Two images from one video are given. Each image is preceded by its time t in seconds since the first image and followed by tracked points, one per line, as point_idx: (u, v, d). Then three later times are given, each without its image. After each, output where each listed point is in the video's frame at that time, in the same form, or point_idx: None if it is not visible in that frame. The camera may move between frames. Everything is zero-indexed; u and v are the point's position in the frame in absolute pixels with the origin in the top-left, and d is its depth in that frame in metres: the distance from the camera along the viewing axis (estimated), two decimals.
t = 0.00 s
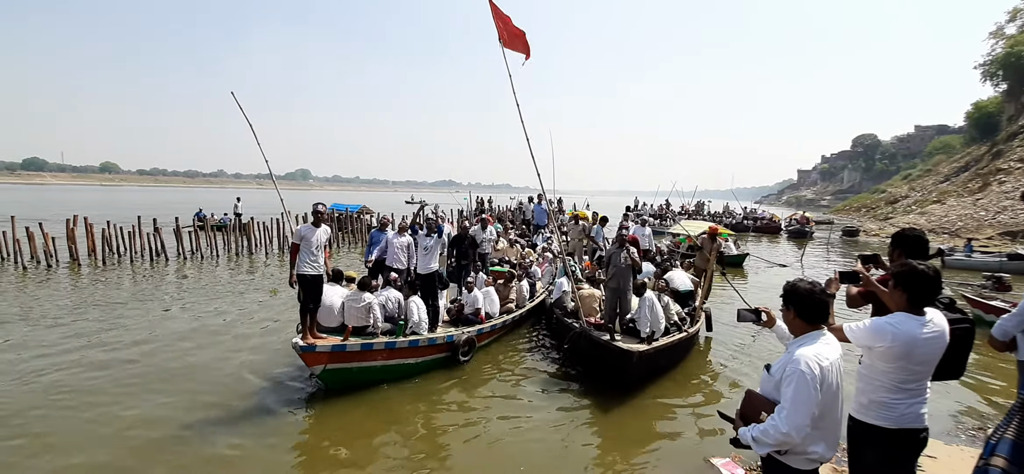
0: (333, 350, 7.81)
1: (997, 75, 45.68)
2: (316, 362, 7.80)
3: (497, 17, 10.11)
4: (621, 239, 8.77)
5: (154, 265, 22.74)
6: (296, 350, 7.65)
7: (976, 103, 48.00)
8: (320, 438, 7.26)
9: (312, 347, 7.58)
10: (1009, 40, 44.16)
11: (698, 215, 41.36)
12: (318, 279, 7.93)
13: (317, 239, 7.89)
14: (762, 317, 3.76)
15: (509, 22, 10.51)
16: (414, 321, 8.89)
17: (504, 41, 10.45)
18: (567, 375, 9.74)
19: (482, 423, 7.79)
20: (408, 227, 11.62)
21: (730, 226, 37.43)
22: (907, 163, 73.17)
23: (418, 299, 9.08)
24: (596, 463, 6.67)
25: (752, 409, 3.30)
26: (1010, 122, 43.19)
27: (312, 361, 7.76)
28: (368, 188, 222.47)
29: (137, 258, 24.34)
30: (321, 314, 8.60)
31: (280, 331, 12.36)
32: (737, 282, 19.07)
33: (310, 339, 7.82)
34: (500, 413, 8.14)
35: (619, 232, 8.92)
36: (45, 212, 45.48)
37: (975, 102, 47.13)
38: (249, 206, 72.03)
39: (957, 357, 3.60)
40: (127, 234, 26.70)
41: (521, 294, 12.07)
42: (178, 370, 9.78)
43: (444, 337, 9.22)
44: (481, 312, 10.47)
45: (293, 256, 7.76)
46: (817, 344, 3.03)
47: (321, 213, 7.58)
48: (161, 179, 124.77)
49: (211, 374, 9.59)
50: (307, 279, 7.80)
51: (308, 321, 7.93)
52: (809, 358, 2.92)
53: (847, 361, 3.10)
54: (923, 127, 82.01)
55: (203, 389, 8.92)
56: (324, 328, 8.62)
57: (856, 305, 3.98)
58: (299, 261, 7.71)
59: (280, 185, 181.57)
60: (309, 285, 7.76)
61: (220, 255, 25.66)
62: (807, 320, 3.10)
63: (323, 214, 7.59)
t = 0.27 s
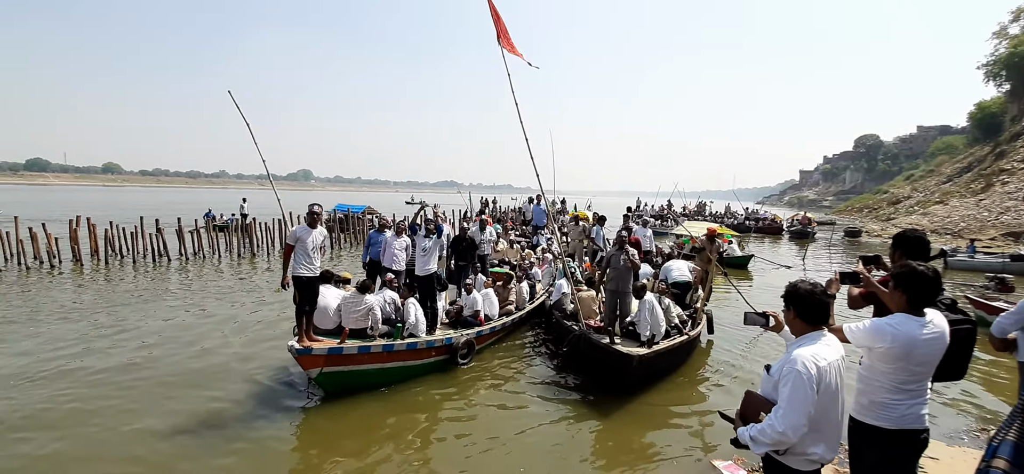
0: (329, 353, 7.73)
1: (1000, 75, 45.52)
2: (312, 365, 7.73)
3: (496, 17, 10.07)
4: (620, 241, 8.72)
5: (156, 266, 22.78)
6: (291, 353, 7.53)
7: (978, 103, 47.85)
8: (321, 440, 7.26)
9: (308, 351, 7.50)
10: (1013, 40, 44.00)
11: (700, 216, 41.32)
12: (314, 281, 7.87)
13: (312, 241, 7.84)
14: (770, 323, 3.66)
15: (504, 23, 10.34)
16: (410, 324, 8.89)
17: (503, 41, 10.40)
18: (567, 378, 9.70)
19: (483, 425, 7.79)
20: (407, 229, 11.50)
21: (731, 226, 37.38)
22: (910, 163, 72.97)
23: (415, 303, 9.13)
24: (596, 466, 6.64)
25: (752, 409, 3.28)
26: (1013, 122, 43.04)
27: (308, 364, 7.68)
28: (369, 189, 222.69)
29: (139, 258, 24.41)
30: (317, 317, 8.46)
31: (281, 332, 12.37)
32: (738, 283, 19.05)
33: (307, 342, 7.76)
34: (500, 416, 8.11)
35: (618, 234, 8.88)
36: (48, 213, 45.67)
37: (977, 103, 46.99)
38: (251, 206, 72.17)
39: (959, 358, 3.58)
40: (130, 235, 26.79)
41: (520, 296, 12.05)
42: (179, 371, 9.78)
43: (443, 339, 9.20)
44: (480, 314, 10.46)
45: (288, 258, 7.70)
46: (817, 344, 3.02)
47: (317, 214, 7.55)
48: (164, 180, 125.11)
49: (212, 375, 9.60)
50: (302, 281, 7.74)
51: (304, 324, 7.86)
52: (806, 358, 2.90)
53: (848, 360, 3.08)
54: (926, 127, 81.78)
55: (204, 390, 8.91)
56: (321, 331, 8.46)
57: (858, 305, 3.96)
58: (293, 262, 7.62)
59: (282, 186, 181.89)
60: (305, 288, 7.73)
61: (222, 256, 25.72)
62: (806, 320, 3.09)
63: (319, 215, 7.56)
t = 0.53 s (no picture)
0: (326, 355, 7.66)
1: (1003, 75, 45.39)
2: (308, 369, 7.63)
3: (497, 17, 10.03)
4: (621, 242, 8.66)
5: (158, 266, 22.83)
6: (287, 356, 7.43)
7: (981, 103, 47.71)
8: (324, 441, 7.28)
9: (303, 353, 7.38)
10: (1015, 39, 43.85)
11: (702, 216, 41.29)
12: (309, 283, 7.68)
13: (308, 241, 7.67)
14: (776, 323, 3.63)
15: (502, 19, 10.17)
16: (406, 325, 8.78)
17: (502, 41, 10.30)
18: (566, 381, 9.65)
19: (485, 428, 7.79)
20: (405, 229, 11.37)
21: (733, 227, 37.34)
22: (913, 163, 72.81)
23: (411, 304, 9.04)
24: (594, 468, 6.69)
25: (752, 409, 3.27)
26: (1016, 122, 42.90)
27: (304, 367, 7.59)
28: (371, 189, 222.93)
29: (142, 258, 24.50)
30: (313, 318, 8.37)
31: (283, 332, 12.40)
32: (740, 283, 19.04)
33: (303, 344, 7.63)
34: (500, 419, 8.11)
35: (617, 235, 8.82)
36: (52, 213, 45.83)
37: (980, 103, 46.88)
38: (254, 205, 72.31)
39: (961, 358, 3.58)
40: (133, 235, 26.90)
41: (520, 297, 12.04)
42: (182, 372, 9.79)
43: (441, 341, 9.18)
44: (479, 316, 10.44)
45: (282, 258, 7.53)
46: (817, 344, 3.02)
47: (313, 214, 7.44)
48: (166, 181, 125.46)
49: (215, 375, 9.64)
50: (298, 283, 7.54)
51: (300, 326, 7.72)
52: (805, 357, 2.90)
53: (850, 361, 3.09)
54: (929, 127, 81.58)
55: (206, 391, 8.92)
56: (317, 333, 8.39)
57: (860, 305, 3.95)
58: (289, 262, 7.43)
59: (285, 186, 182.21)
60: (300, 289, 7.52)
61: (224, 256, 25.80)
62: (807, 320, 3.09)
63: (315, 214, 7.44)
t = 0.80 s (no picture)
0: (322, 358, 7.56)
1: (1006, 75, 45.29)
2: (305, 372, 7.53)
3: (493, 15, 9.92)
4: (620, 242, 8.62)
5: (161, 266, 22.89)
6: (282, 359, 7.28)
7: (984, 103, 47.61)
8: (327, 442, 7.30)
9: (299, 357, 7.25)
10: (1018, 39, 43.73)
11: (704, 216, 41.27)
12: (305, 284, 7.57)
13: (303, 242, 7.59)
14: (780, 324, 3.62)
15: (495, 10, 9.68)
16: (404, 327, 8.65)
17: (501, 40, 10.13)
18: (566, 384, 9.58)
19: (489, 429, 7.81)
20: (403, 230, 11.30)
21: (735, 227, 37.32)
22: (915, 164, 72.66)
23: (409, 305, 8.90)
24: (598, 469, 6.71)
25: (754, 410, 3.28)
26: (1019, 122, 42.79)
27: (300, 370, 7.46)
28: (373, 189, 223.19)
29: (145, 258, 24.59)
30: (311, 321, 8.21)
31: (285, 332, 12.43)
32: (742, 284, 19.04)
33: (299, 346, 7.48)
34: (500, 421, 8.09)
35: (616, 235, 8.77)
36: (55, 214, 45.98)
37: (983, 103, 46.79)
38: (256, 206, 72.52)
39: (964, 358, 3.59)
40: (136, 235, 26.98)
41: (519, 299, 12.00)
42: (185, 371, 9.81)
43: (440, 344, 9.12)
44: (479, 318, 10.38)
45: (278, 259, 7.43)
46: (818, 344, 3.02)
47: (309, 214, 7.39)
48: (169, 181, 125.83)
49: (217, 374, 9.67)
50: (294, 283, 7.43)
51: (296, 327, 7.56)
52: (805, 358, 2.91)
53: (852, 360, 3.10)
54: (931, 127, 81.40)
55: (209, 391, 8.94)
56: (314, 336, 8.19)
57: (863, 306, 3.93)
58: (286, 263, 7.36)
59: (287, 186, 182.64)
60: (296, 290, 7.40)
61: (226, 256, 25.86)
62: (810, 321, 3.09)
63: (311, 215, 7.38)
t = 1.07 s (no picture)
0: (318, 361, 7.50)
1: (1009, 75, 45.22)
2: (300, 375, 7.49)
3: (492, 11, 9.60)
4: (619, 242, 8.58)
5: (163, 266, 22.93)
6: (277, 361, 7.32)
7: (987, 103, 47.52)
8: (330, 443, 7.30)
9: (295, 360, 7.27)
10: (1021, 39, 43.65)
11: (705, 216, 41.25)
12: (302, 286, 7.47)
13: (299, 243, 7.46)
14: (783, 323, 3.62)
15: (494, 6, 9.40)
16: (401, 329, 8.49)
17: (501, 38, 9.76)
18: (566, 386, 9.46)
19: (490, 430, 7.81)
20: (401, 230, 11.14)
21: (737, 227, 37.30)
22: (917, 164, 72.56)
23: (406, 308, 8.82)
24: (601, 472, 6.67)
25: (756, 410, 3.27)
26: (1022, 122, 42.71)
27: (295, 372, 7.45)
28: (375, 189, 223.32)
29: (147, 258, 24.64)
30: (306, 323, 8.17)
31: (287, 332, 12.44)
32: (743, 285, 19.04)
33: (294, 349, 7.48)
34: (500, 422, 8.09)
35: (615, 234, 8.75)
36: (58, 213, 46.08)
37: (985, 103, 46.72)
38: (258, 206, 72.63)
39: (967, 358, 3.57)
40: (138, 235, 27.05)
41: (519, 300, 11.95)
42: (186, 372, 9.82)
43: (439, 346, 9.02)
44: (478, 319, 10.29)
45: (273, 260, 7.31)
46: (819, 344, 3.01)
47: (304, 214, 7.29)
48: (171, 181, 126.06)
49: (220, 374, 9.70)
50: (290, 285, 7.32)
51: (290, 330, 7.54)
52: (806, 358, 2.90)
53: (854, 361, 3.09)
54: (933, 127, 81.25)
55: (210, 391, 8.95)
56: (310, 337, 8.20)
57: (865, 306, 3.91)
58: (280, 266, 7.21)
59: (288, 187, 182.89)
60: (292, 292, 7.30)
61: (228, 256, 25.89)
62: (811, 322, 3.08)
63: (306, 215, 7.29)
